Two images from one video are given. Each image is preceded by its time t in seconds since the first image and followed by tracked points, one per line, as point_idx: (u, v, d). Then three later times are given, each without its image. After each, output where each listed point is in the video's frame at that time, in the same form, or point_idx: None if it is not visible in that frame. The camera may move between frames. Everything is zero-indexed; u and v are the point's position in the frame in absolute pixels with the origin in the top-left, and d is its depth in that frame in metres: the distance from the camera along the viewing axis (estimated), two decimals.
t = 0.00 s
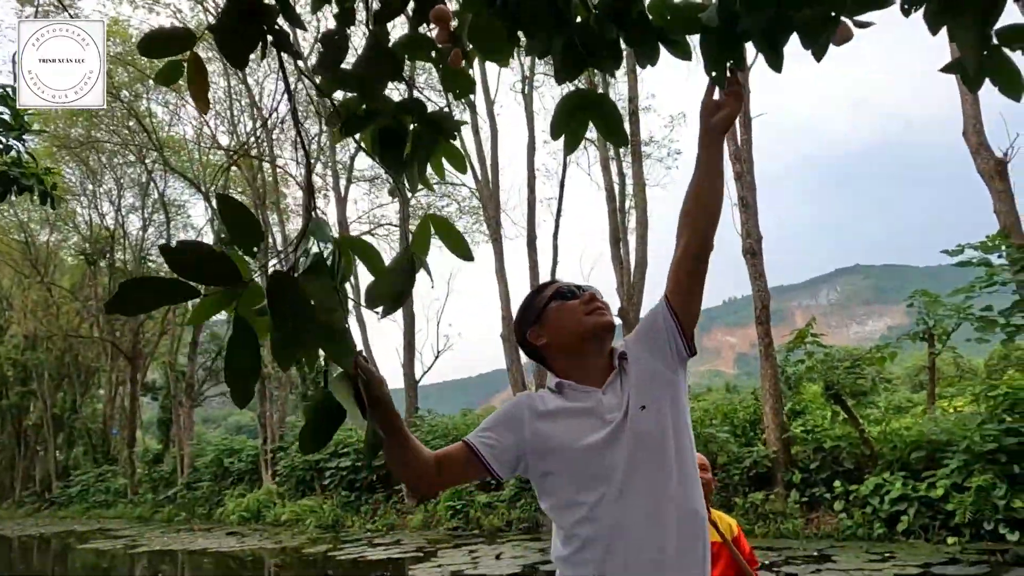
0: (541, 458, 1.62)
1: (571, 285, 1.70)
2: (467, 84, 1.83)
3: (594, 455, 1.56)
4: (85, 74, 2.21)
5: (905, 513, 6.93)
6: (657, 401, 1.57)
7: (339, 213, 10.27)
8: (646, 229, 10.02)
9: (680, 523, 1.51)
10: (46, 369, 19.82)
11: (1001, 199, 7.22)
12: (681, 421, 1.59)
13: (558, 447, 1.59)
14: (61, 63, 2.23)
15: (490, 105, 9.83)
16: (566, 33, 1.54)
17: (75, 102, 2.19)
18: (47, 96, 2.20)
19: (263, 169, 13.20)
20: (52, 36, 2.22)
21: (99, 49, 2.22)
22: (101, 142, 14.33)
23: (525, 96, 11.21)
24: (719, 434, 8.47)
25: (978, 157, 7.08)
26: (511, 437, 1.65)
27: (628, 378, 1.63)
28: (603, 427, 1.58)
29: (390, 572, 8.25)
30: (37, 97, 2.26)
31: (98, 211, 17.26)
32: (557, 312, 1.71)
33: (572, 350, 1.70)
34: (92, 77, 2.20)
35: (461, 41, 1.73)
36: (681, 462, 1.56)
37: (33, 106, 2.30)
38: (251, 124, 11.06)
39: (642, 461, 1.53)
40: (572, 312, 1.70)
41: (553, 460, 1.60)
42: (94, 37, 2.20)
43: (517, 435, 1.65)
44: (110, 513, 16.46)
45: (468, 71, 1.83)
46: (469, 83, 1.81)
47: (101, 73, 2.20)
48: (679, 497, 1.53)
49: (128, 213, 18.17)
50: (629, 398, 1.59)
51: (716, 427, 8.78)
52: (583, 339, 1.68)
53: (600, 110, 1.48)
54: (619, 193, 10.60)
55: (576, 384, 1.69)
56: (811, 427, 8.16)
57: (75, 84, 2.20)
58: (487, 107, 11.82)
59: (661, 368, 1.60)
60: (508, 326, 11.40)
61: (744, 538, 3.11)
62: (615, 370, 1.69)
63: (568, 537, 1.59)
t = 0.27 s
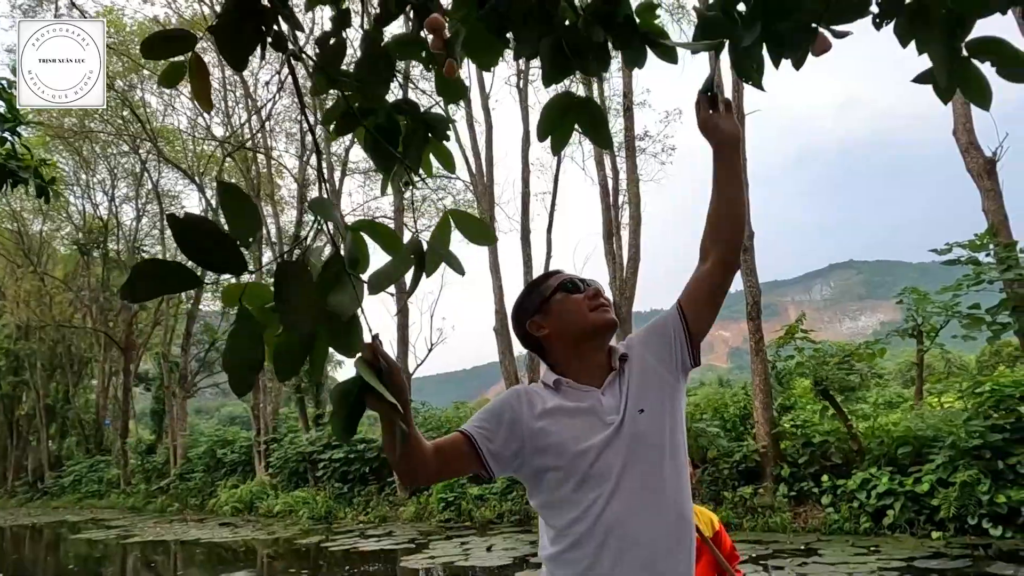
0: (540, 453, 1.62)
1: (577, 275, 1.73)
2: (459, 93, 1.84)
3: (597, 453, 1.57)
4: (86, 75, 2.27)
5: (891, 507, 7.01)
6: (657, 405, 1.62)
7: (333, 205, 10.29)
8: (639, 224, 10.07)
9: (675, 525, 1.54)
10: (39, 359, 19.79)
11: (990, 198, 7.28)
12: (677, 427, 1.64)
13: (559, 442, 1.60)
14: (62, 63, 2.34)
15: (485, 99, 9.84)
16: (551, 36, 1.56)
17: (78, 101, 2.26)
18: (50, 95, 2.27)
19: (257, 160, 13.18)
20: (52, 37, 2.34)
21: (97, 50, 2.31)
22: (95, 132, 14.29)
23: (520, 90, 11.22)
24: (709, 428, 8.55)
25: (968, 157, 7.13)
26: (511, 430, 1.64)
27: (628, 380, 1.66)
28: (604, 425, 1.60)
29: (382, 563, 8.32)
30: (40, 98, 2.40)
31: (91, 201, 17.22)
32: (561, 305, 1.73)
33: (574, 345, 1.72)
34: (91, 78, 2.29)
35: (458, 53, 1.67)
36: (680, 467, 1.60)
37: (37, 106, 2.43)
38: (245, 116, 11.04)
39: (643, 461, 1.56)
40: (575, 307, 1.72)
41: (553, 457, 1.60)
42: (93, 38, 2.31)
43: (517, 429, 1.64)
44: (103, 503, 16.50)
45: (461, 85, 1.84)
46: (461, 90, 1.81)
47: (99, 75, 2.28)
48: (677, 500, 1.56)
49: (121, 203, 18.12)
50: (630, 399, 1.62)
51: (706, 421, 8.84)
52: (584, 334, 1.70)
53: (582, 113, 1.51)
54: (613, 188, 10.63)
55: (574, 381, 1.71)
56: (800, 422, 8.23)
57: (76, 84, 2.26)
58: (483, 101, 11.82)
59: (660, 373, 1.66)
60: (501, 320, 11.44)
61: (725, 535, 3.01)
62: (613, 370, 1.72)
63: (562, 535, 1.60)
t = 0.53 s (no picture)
0: (521, 465, 1.63)
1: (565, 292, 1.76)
2: (453, 98, 1.82)
3: (577, 468, 1.61)
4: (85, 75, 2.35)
5: (874, 504, 7.10)
6: (635, 424, 1.67)
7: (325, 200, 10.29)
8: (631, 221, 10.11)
9: (645, 542, 1.60)
10: (30, 349, 19.77)
11: (976, 199, 7.35)
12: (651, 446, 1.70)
13: (540, 454, 1.63)
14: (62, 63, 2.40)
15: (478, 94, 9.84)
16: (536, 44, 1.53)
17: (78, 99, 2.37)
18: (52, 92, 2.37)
19: (250, 153, 13.17)
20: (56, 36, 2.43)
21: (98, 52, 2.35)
22: (88, 122, 14.24)
23: (513, 85, 11.22)
24: (697, 425, 8.61)
25: (956, 159, 7.19)
26: (494, 440, 1.65)
27: (608, 398, 1.70)
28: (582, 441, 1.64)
29: (372, 556, 8.36)
30: (40, 97, 2.47)
31: (84, 191, 17.18)
32: (549, 318, 1.75)
33: (558, 358, 1.75)
34: (92, 79, 2.38)
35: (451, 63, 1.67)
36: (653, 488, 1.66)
37: (38, 105, 2.51)
38: (238, 108, 11.02)
39: (619, 479, 1.61)
40: (563, 320, 1.74)
41: (534, 469, 1.62)
42: (95, 40, 2.39)
43: (499, 439, 1.65)
44: (94, 494, 16.53)
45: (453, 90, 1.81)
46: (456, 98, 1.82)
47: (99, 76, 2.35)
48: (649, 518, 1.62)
49: (113, 193, 18.07)
50: (610, 416, 1.67)
51: (695, 418, 8.90)
52: (568, 347, 1.73)
53: (565, 122, 1.53)
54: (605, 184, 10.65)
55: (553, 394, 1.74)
56: (787, 419, 8.30)
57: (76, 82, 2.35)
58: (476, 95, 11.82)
59: (638, 393, 1.72)
60: (492, 314, 11.47)
61: (704, 536, 3.08)
62: (592, 386, 1.76)
63: (535, 546, 1.62)
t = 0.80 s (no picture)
0: (499, 462, 1.71)
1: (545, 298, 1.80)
2: (453, 95, 1.86)
3: (550, 465, 1.67)
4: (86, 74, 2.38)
5: (861, 499, 7.18)
6: (612, 428, 1.70)
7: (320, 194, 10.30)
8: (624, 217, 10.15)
9: (616, 543, 1.63)
10: (23, 340, 19.72)
11: (965, 199, 7.42)
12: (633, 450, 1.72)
13: (518, 450, 1.70)
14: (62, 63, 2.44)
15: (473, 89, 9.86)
16: (528, 50, 1.55)
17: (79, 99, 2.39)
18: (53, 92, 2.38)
19: (244, 145, 13.16)
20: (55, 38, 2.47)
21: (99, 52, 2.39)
22: (82, 114, 14.20)
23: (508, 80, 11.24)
24: (688, 420, 8.67)
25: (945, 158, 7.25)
26: (476, 437, 1.73)
27: (589, 401, 1.75)
28: (558, 441, 1.70)
29: (365, 548, 8.42)
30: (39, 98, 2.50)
31: (77, 182, 17.13)
32: (529, 322, 1.79)
33: (538, 360, 1.80)
34: (92, 78, 2.41)
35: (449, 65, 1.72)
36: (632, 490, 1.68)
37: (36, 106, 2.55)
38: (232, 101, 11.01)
39: (593, 479, 1.65)
40: (544, 324, 1.79)
41: (510, 466, 1.69)
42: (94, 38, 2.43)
43: (480, 437, 1.73)
44: (87, 486, 16.54)
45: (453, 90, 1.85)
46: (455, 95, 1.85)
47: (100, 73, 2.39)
48: (625, 519, 1.65)
49: (107, 184, 18.01)
50: (588, 419, 1.71)
51: (686, 413, 8.97)
52: (549, 349, 1.78)
53: (560, 126, 1.57)
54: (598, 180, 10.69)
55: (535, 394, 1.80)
56: (777, 415, 8.36)
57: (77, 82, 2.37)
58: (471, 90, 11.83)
59: (620, 397, 1.74)
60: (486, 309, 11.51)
61: (682, 529, 3.14)
62: (575, 388, 1.81)
63: (509, 540, 1.68)
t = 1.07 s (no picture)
0: (489, 448, 1.72)
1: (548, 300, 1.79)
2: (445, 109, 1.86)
3: (542, 458, 1.69)
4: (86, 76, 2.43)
5: (852, 494, 7.26)
6: (606, 432, 1.73)
7: (317, 187, 10.32)
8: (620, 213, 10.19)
9: (596, 542, 1.65)
10: (18, 333, 19.73)
11: (957, 197, 7.49)
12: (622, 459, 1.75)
13: (512, 439, 1.72)
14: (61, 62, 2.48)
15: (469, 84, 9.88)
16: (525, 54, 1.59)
17: (75, 100, 2.42)
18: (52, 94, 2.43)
19: (241, 139, 13.17)
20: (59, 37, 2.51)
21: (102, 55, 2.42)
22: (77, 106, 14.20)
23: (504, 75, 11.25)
24: (682, 415, 8.73)
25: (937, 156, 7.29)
26: (470, 421, 1.75)
27: (587, 403, 1.78)
28: (550, 437, 1.73)
29: (361, 541, 8.47)
30: (40, 96, 2.54)
31: (73, 175, 17.13)
32: (535, 321, 1.81)
33: (540, 360, 1.83)
34: (92, 78, 2.46)
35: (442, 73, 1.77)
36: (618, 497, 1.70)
37: (37, 103, 2.60)
38: (228, 95, 11.01)
39: (581, 478, 1.68)
40: (551, 324, 1.81)
41: (501, 453, 1.71)
42: (96, 40, 2.48)
43: (474, 421, 1.75)
44: (82, 479, 16.57)
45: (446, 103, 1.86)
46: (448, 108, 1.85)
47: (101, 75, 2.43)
48: (607, 523, 1.67)
49: (103, 177, 17.99)
50: (583, 420, 1.74)
51: (680, 408, 9.02)
52: (553, 348, 1.80)
53: (551, 133, 1.60)
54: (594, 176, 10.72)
55: (532, 391, 1.84)
56: (770, 410, 8.41)
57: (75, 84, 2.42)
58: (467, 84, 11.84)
59: (616, 405, 1.78)
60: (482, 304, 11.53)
61: (666, 520, 3.18)
62: (572, 391, 1.84)
63: (488, 529, 1.69)
